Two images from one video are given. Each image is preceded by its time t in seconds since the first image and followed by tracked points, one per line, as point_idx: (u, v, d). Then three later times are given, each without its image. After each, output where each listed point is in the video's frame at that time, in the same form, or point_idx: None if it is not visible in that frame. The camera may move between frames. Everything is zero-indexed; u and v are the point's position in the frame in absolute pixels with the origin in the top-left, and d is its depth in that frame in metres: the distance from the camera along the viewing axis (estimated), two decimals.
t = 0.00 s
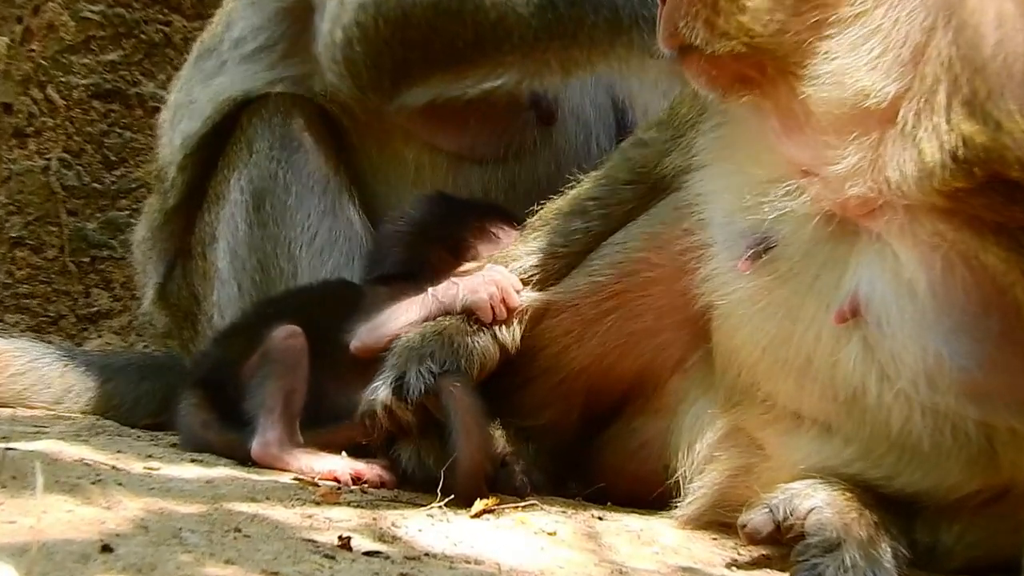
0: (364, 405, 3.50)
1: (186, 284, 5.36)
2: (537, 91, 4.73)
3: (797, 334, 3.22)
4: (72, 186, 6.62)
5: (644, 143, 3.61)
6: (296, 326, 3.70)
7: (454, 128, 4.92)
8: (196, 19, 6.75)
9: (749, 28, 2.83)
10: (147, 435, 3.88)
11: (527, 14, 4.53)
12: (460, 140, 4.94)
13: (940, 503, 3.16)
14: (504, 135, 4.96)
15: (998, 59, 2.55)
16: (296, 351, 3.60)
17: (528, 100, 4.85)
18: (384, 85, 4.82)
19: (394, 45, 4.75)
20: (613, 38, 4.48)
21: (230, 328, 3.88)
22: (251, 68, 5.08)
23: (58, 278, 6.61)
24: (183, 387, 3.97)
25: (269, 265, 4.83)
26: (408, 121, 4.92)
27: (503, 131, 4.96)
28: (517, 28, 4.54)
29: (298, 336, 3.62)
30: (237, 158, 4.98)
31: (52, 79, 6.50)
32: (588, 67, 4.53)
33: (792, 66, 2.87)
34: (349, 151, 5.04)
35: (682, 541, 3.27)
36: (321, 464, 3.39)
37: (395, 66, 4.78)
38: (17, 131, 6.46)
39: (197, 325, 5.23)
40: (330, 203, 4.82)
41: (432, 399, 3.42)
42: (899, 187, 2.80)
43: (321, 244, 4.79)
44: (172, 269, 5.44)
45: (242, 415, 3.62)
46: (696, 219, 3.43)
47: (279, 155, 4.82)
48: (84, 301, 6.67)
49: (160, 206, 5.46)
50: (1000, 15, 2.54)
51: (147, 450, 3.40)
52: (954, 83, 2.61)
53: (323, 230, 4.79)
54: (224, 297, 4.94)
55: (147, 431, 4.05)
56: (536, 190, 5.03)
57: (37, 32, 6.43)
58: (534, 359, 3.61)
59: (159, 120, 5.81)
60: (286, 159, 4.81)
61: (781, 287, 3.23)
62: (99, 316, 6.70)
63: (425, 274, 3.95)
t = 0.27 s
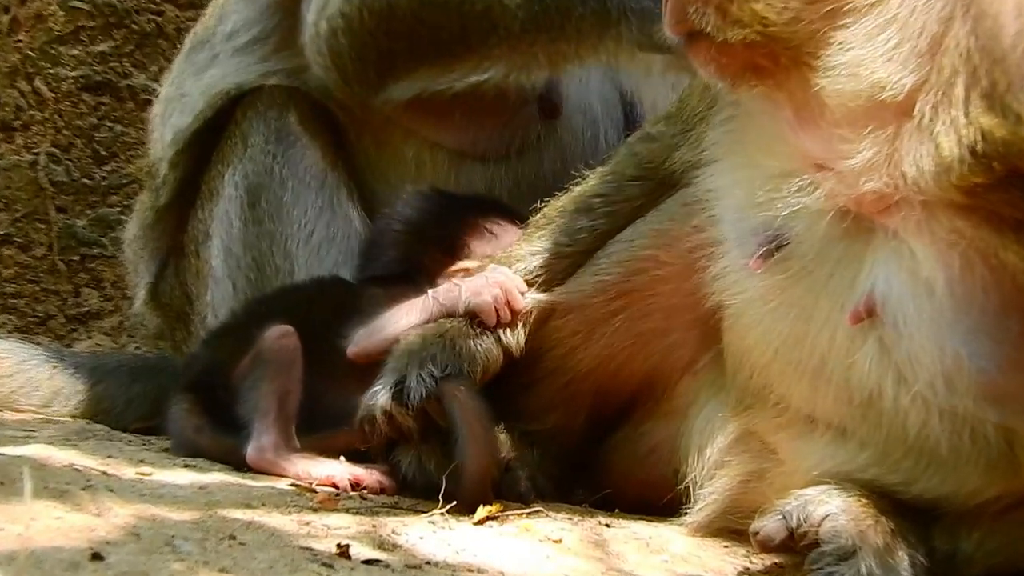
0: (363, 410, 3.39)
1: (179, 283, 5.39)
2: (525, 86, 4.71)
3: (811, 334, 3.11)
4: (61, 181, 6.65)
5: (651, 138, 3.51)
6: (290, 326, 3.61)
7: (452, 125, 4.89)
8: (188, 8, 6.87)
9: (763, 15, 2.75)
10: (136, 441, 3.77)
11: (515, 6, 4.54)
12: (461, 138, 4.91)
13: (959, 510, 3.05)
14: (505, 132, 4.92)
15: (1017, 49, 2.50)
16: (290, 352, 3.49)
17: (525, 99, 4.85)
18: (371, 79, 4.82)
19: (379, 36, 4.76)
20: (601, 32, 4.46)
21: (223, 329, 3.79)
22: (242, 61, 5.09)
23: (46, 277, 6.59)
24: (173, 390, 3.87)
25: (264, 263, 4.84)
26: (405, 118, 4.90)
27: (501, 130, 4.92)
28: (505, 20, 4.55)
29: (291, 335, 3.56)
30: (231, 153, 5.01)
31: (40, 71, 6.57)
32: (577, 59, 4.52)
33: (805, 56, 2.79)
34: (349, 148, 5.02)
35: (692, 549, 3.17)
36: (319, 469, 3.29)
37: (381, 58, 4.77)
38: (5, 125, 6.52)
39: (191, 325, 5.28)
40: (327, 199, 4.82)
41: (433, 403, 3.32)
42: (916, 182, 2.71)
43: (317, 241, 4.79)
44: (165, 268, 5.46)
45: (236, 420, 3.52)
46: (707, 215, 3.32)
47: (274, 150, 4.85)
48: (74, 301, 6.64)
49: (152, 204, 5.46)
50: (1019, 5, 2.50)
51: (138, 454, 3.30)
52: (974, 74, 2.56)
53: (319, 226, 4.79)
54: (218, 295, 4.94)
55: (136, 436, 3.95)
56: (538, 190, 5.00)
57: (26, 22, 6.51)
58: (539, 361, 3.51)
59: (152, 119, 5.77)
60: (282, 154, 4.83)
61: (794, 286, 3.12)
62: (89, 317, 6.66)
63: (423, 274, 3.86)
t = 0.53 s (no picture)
0: (361, 413, 3.34)
1: (173, 281, 5.29)
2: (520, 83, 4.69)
3: (817, 334, 3.05)
4: (54, 177, 6.63)
5: (655, 135, 3.46)
6: (285, 325, 3.56)
7: (454, 120, 4.82)
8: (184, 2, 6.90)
9: (767, 9, 2.71)
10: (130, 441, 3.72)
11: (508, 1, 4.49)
12: (461, 134, 4.85)
13: (969, 513, 3.00)
14: (506, 126, 4.87)
15: None
16: (285, 351, 3.43)
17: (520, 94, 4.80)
18: (364, 73, 4.73)
19: (371, 31, 4.67)
20: (594, 28, 4.43)
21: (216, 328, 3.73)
22: (236, 55, 4.97)
23: (39, 275, 6.53)
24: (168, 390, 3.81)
25: (262, 261, 4.72)
26: (403, 114, 4.84)
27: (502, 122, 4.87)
28: (498, 15, 4.50)
29: (286, 334, 3.48)
30: (227, 149, 4.89)
31: (33, 65, 6.56)
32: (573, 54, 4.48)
33: (811, 50, 2.75)
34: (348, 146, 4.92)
35: (697, 553, 3.11)
36: (317, 471, 3.24)
37: (373, 52, 4.68)
38: None
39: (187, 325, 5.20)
40: (326, 196, 4.71)
41: (433, 405, 3.26)
42: (924, 180, 2.67)
43: (316, 239, 4.68)
44: (160, 265, 5.35)
45: (231, 421, 3.46)
46: (711, 213, 3.26)
47: (271, 146, 4.74)
48: (67, 300, 6.55)
49: (146, 202, 5.37)
50: None
51: (133, 455, 3.24)
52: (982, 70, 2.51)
53: (318, 224, 4.69)
54: (214, 295, 4.82)
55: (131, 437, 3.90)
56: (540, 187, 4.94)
57: (19, 16, 6.51)
58: (541, 361, 3.46)
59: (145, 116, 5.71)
60: (279, 150, 4.72)
61: (800, 285, 3.06)
62: (83, 316, 6.56)
63: (422, 274, 3.82)
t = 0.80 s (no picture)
0: (356, 420, 3.26)
1: (161, 281, 5.17)
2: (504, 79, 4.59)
3: (825, 336, 2.95)
4: (38, 174, 6.43)
5: (660, 131, 3.36)
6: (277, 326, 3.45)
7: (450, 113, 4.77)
8: None
9: None
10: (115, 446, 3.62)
11: None
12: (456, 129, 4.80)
13: (984, 521, 2.88)
14: (502, 122, 4.83)
15: None
16: (275, 353, 3.31)
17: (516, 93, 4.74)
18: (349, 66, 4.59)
19: (353, 22, 4.55)
20: (580, 23, 4.28)
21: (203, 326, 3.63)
22: (226, 47, 4.81)
23: (23, 275, 6.35)
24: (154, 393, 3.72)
25: (253, 260, 4.61)
26: (399, 110, 4.78)
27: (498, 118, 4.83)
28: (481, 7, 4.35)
29: (275, 335, 3.34)
30: (218, 144, 4.75)
31: (16, 58, 6.37)
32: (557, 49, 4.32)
33: (820, 42, 2.66)
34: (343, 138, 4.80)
35: (703, 562, 3.01)
36: (309, 479, 3.13)
37: (354, 44, 4.57)
38: None
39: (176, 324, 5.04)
40: (319, 194, 4.58)
41: (430, 411, 3.17)
42: (936, 177, 2.61)
43: (308, 238, 4.56)
44: (148, 265, 5.23)
45: (221, 426, 3.36)
46: (717, 211, 3.16)
47: (263, 142, 4.61)
48: (53, 300, 6.37)
49: (134, 198, 5.23)
50: None
51: (119, 461, 3.14)
52: (997, 64, 2.47)
53: (311, 222, 4.56)
54: (204, 295, 4.71)
55: (116, 441, 3.79)
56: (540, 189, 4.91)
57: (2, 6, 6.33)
58: (543, 364, 3.36)
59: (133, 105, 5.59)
60: (271, 146, 4.60)
61: (808, 286, 2.96)
62: (67, 317, 6.38)
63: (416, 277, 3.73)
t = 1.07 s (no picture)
0: (354, 426, 3.16)
1: (150, 277, 5.14)
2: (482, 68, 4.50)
3: (836, 335, 2.86)
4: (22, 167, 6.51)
5: (663, 124, 3.29)
6: (275, 328, 3.33)
7: (446, 101, 4.65)
8: None
9: None
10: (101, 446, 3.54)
11: None
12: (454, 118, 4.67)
13: (1001, 526, 2.79)
14: (499, 114, 4.70)
15: None
16: (273, 357, 3.23)
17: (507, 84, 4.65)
18: (326, 57, 4.54)
19: (334, 11, 4.51)
20: (563, 14, 4.34)
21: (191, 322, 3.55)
22: (212, 39, 4.74)
23: (9, 272, 6.42)
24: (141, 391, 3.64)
25: (245, 255, 4.55)
26: (397, 103, 4.68)
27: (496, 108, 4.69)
28: None
29: (275, 336, 3.27)
30: (206, 136, 4.67)
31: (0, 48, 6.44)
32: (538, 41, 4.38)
33: (829, 32, 2.58)
34: (338, 134, 4.69)
35: (710, 567, 2.92)
36: (300, 475, 3.05)
37: (335, 35, 4.52)
38: None
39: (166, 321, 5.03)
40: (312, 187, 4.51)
41: (435, 420, 3.09)
42: (949, 171, 2.53)
43: (301, 232, 4.49)
44: (136, 261, 5.21)
45: (212, 426, 3.28)
46: (723, 206, 3.08)
47: (254, 134, 4.53)
48: (39, 298, 6.44)
49: (121, 193, 5.12)
50: None
51: (107, 463, 3.06)
52: (1012, 54, 2.39)
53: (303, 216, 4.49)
54: (194, 291, 4.64)
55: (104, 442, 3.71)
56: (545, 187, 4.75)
57: None
58: (546, 366, 3.29)
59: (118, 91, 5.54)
60: (262, 138, 4.52)
61: (818, 283, 2.88)
62: (54, 316, 6.46)
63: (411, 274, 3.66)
